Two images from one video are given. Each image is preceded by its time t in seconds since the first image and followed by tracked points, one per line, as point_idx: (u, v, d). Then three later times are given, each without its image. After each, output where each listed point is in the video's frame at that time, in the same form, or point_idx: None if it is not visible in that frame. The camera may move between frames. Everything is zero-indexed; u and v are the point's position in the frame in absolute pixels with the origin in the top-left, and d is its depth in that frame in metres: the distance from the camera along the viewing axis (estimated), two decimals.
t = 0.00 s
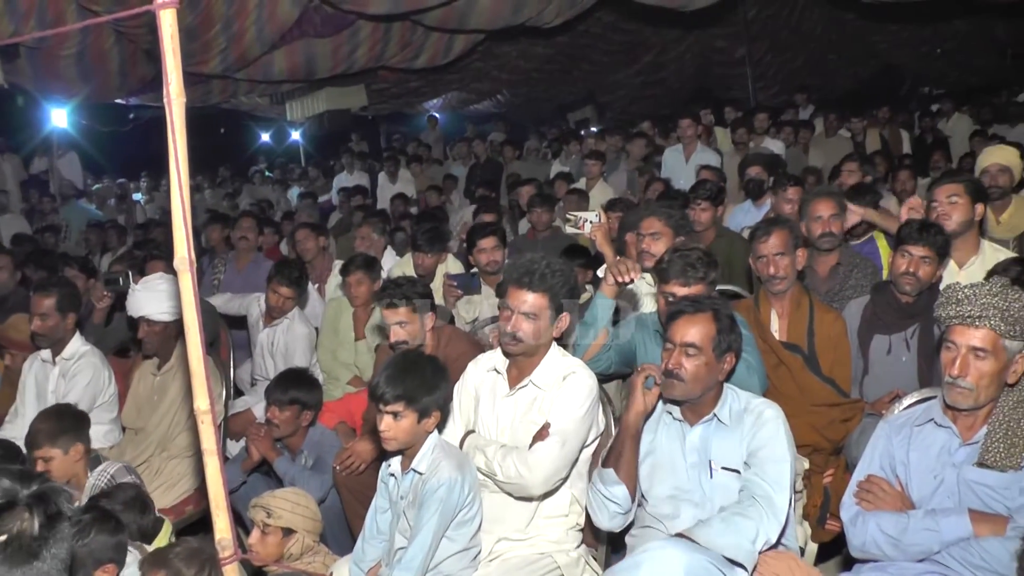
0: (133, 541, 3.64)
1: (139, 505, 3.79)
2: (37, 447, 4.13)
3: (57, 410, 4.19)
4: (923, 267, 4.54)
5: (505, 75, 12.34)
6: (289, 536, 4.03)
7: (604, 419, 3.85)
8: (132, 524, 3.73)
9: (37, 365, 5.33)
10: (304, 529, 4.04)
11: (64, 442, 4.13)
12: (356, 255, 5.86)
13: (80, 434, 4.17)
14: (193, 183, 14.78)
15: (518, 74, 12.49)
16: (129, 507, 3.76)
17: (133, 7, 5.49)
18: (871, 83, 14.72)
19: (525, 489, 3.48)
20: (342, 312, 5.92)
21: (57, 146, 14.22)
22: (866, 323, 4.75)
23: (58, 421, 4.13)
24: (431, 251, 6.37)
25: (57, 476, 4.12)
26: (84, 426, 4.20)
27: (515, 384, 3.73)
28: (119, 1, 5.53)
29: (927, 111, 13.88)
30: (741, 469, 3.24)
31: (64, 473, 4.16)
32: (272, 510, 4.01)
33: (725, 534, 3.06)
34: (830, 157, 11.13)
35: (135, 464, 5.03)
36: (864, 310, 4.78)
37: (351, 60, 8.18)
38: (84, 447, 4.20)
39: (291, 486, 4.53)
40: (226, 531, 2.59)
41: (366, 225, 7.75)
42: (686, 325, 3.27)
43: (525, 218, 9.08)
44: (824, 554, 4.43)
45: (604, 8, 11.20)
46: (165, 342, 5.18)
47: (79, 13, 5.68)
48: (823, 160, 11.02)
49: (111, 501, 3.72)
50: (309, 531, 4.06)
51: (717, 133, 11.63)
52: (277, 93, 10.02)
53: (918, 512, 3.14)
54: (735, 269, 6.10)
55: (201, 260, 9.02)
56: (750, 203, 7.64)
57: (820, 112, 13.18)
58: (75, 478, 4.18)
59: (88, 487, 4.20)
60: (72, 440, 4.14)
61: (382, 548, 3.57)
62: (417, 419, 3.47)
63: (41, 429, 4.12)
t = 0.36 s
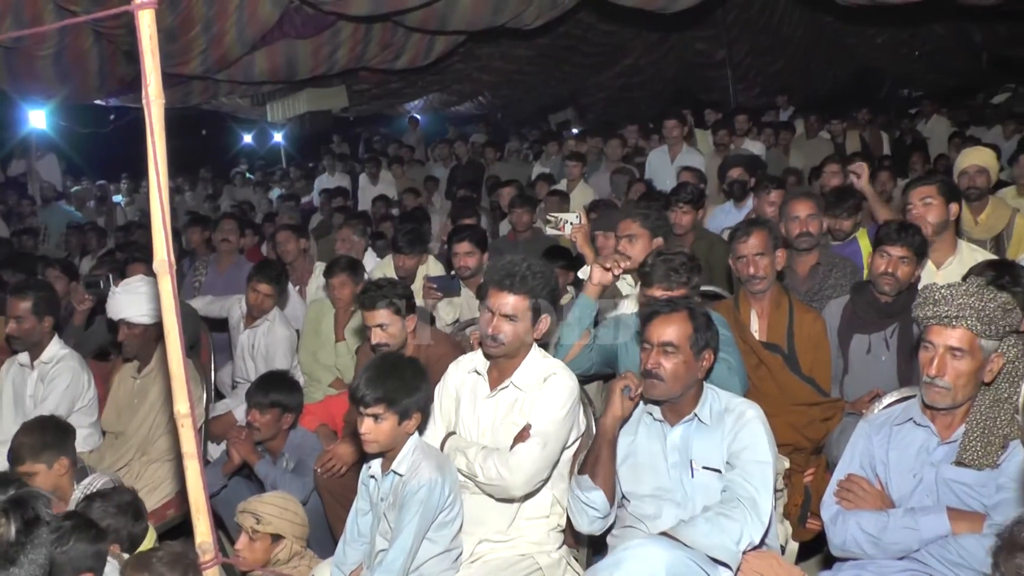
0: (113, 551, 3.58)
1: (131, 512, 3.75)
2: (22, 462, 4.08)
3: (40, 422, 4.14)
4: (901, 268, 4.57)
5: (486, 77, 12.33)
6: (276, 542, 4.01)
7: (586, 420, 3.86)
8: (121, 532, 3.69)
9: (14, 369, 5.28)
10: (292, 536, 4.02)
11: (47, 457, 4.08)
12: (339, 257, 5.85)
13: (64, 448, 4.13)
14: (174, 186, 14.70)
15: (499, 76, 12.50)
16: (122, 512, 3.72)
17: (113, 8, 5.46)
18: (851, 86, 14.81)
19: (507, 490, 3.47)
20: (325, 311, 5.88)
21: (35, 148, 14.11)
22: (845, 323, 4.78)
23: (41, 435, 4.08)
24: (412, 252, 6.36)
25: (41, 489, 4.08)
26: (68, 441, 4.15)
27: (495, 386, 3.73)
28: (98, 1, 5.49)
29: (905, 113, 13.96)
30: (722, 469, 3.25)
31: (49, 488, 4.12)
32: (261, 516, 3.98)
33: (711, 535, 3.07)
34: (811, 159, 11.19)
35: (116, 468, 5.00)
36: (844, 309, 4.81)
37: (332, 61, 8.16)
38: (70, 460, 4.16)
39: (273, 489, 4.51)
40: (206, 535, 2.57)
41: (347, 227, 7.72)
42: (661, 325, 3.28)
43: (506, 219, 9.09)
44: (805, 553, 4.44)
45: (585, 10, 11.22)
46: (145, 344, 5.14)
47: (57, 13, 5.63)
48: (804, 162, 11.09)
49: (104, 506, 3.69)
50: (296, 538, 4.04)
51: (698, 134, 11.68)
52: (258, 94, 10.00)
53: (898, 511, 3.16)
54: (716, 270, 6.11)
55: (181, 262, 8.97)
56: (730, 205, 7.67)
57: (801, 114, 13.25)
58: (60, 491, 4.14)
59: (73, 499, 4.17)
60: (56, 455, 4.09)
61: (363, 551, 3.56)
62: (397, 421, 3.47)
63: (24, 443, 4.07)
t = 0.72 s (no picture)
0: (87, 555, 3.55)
1: (101, 516, 3.71)
2: (21, 466, 4.05)
3: (42, 428, 4.10)
4: (884, 268, 4.59)
5: (470, 78, 12.33)
6: (264, 550, 4.00)
7: (570, 420, 3.85)
8: (92, 535, 3.65)
9: None
10: (279, 543, 4.01)
11: (48, 462, 4.06)
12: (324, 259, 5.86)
13: (64, 454, 4.10)
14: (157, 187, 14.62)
15: (483, 77, 12.50)
16: (92, 517, 3.69)
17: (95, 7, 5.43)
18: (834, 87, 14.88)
19: (491, 490, 3.47)
20: (309, 313, 5.90)
21: (17, 149, 14.01)
22: (828, 322, 4.80)
23: (42, 441, 4.05)
24: (396, 253, 6.35)
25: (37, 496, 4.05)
26: (68, 445, 4.11)
27: (479, 386, 3.72)
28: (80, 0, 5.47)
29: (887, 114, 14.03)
30: (705, 469, 3.26)
31: (46, 493, 4.09)
32: (249, 526, 3.96)
33: (694, 533, 3.08)
34: (795, 160, 11.24)
35: (98, 472, 4.98)
36: (827, 309, 4.84)
37: (315, 62, 8.14)
38: (70, 467, 4.13)
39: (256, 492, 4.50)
40: (189, 538, 2.55)
41: (330, 228, 7.70)
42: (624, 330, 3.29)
43: (489, 220, 9.08)
44: (789, 552, 4.44)
45: (570, 11, 11.23)
46: (128, 346, 5.11)
47: (38, 12, 5.60)
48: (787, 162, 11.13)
49: (74, 510, 3.67)
50: (283, 544, 4.03)
51: (682, 135, 11.70)
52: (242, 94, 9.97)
53: (880, 509, 3.17)
54: (699, 271, 6.11)
55: (164, 263, 8.92)
56: (713, 206, 7.68)
57: (784, 115, 13.30)
58: (56, 496, 4.11)
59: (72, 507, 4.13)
60: (56, 460, 4.07)
61: (347, 553, 3.54)
62: (379, 422, 3.46)
63: (25, 448, 4.04)
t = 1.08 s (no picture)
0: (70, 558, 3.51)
1: (84, 521, 3.68)
2: (8, 463, 4.02)
3: (30, 426, 4.07)
4: (865, 267, 4.63)
5: (453, 78, 12.33)
6: (248, 555, 3.98)
7: (552, 420, 3.85)
8: (71, 538, 3.62)
9: None
10: (263, 549, 3.99)
11: (35, 459, 4.02)
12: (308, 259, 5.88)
13: (52, 451, 4.06)
14: (139, 188, 14.54)
15: (466, 77, 12.49)
16: (75, 519, 3.65)
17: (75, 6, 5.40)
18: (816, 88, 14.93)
19: (473, 491, 3.46)
20: (293, 316, 5.88)
21: None
22: (810, 322, 4.81)
23: (30, 439, 4.02)
24: (379, 252, 6.34)
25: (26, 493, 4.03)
26: (56, 443, 4.07)
27: (462, 386, 3.72)
28: None
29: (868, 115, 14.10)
30: (686, 467, 3.27)
31: (34, 490, 4.06)
32: (232, 532, 3.94)
33: (673, 530, 3.08)
34: (778, 161, 11.27)
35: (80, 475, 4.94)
36: (810, 309, 4.85)
37: (298, 62, 8.12)
38: (58, 463, 4.10)
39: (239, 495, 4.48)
40: (170, 541, 2.51)
41: (312, 229, 7.68)
42: (600, 333, 3.25)
43: (472, 221, 9.07)
44: (772, 551, 4.44)
45: (553, 12, 11.24)
46: (111, 349, 5.08)
47: (17, 10, 5.56)
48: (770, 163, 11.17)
49: (56, 513, 3.63)
50: (266, 549, 4.01)
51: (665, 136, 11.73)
52: (224, 95, 9.94)
53: (861, 507, 3.18)
54: (681, 271, 6.11)
55: (146, 265, 8.87)
56: (697, 206, 7.69)
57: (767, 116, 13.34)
58: (44, 493, 4.09)
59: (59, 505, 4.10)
60: (43, 457, 4.03)
61: (330, 555, 3.53)
62: (362, 423, 3.45)
63: (12, 445, 4.01)
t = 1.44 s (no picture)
0: (56, 559, 3.48)
1: (69, 517, 3.66)
2: None
3: (6, 431, 4.04)
4: (848, 264, 4.66)
5: (438, 76, 12.31)
6: (233, 556, 3.96)
7: (536, 418, 3.84)
8: (63, 536, 3.60)
9: None
10: (248, 549, 3.98)
11: (13, 466, 3.99)
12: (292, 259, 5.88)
13: (29, 457, 4.03)
14: (123, 187, 14.47)
15: (451, 75, 12.48)
16: (59, 521, 3.63)
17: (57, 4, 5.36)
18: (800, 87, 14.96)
19: (458, 490, 3.46)
20: (277, 314, 5.83)
21: None
22: (794, 319, 4.83)
23: (8, 444, 3.99)
24: (363, 251, 6.33)
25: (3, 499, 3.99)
26: (33, 448, 4.05)
27: (447, 385, 3.71)
28: None
29: (852, 114, 14.15)
30: (673, 459, 3.28)
31: (10, 496, 4.03)
32: (217, 533, 3.93)
33: (666, 517, 3.07)
34: (762, 159, 11.30)
35: (64, 477, 4.90)
36: (793, 307, 4.87)
37: (283, 61, 8.11)
38: (35, 469, 4.07)
39: (224, 495, 4.47)
40: (155, 542, 2.48)
41: (296, 229, 7.66)
42: (590, 326, 3.26)
43: (456, 220, 9.06)
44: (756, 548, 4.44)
45: (538, 11, 11.25)
46: (94, 349, 5.05)
47: None
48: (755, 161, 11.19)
49: (39, 514, 3.60)
50: (252, 550, 4.00)
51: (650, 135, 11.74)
52: (209, 93, 9.91)
53: (845, 502, 3.20)
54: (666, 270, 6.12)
55: (130, 265, 8.83)
56: (681, 204, 7.71)
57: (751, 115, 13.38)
58: (22, 500, 4.06)
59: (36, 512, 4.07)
60: (20, 463, 4.00)
61: (315, 555, 3.52)
62: (348, 423, 3.45)
63: None
